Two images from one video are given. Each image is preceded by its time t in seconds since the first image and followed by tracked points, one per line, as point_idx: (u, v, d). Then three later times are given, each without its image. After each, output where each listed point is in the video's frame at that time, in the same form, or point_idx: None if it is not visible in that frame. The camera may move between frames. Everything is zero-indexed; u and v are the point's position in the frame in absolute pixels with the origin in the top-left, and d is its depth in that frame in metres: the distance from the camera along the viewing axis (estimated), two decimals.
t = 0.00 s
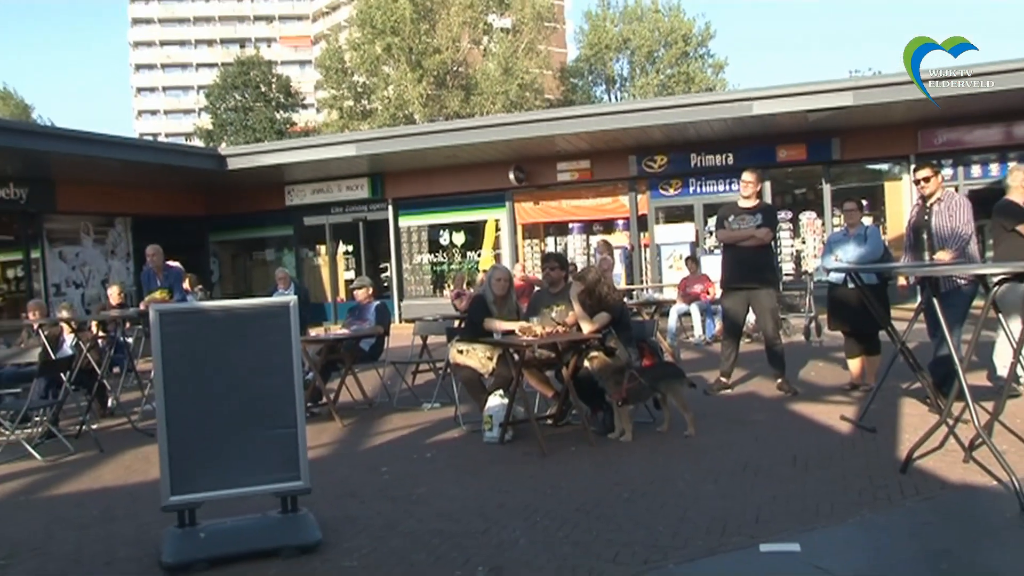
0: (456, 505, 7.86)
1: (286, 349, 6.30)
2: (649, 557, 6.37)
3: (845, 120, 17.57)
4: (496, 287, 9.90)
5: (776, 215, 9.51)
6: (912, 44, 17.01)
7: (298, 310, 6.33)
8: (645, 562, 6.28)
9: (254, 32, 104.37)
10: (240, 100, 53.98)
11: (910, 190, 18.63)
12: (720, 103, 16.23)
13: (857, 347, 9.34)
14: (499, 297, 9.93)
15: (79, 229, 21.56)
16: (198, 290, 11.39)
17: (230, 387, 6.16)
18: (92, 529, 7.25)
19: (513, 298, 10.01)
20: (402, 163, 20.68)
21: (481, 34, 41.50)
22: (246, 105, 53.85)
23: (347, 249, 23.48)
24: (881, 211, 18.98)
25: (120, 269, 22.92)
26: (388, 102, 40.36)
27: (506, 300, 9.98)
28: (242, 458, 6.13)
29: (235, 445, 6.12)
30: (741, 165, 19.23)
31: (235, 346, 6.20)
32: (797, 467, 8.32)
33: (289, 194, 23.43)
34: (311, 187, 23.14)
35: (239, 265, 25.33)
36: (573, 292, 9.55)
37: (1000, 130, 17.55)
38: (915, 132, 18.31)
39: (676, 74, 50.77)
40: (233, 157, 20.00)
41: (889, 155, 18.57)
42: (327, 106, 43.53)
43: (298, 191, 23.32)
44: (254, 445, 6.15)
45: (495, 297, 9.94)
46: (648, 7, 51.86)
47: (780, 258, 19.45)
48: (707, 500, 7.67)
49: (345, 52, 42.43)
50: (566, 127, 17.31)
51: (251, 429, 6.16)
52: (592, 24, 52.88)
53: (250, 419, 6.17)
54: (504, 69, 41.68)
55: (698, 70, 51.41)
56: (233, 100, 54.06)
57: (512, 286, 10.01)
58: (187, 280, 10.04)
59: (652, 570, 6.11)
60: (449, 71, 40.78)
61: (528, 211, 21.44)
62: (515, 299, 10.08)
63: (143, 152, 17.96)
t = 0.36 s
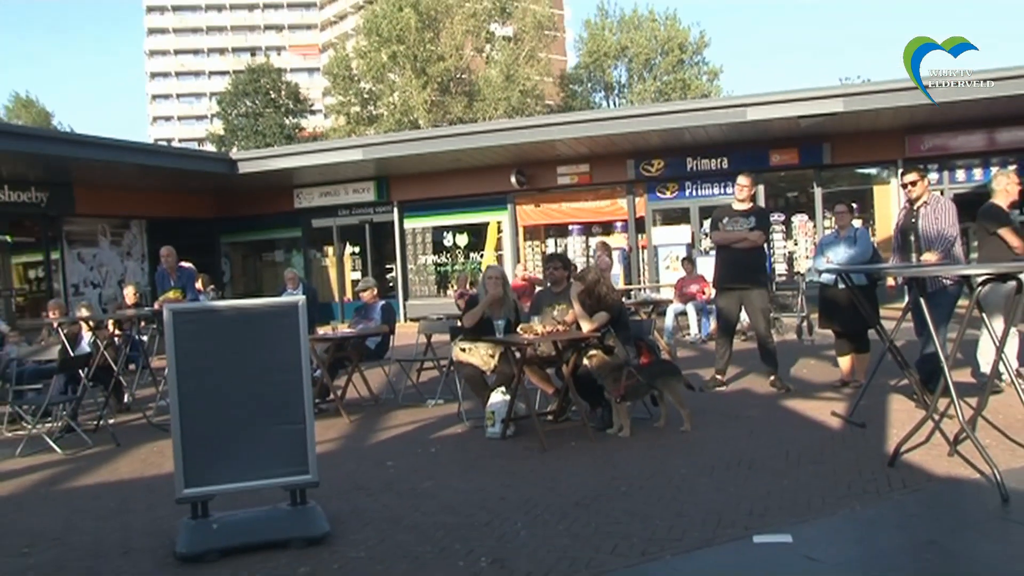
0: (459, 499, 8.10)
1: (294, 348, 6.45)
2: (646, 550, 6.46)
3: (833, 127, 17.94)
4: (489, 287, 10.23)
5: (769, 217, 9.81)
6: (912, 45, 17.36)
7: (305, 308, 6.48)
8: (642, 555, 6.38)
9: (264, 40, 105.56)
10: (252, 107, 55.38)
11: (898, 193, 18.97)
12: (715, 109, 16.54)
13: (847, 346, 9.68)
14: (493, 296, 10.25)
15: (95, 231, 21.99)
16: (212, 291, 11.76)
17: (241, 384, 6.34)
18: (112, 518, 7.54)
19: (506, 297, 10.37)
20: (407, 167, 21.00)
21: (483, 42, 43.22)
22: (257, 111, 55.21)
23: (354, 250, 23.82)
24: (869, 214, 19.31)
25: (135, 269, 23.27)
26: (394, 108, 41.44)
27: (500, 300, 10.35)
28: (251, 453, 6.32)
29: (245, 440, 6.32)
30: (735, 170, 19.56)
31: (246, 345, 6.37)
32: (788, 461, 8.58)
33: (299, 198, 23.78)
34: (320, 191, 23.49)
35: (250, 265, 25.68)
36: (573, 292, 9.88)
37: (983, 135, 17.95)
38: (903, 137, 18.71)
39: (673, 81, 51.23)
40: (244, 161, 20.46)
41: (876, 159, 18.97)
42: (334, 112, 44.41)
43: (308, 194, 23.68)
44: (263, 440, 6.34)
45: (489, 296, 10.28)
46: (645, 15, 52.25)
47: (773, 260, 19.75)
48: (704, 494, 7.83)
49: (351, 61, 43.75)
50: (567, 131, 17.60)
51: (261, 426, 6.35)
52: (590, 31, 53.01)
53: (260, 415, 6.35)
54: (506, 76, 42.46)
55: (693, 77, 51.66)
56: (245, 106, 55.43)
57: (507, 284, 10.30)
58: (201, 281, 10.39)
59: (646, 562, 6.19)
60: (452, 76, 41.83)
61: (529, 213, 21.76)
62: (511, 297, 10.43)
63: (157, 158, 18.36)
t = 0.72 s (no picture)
0: (463, 493, 8.39)
1: (302, 346, 6.68)
2: (644, 543, 6.70)
3: (829, 131, 18.22)
4: (479, 288, 10.49)
5: (763, 220, 10.10)
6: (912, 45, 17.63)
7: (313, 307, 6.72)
8: (639, 547, 6.62)
9: (269, 46, 106.20)
10: (262, 112, 55.68)
11: (888, 197, 19.25)
12: (713, 114, 16.84)
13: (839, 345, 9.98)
14: (486, 294, 10.52)
15: (110, 233, 22.31)
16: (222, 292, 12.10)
17: (250, 380, 6.56)
18: (129, 510, 7.84)
19: (499, 294, 10.67)
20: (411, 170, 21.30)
21: (486, 48, 43.23)
22: (267, 116, 55.56)
23: (359, 251, 24.16)
24: (861, 216, 19.63)
25: (149, 271, 23.45)
26: (399, 113, 41.81)
27: (493, 298, 10.66)
28: (261, 447, 6.53)
29: (255, 435, 6.53)
30: (731, 173, 19.84)
31: (255, 343, 6.60)
32: (782, 456, 8.83)
33: (305, 200, 24.07)
34: (326, 194, 23.77)
35: (258, 266, 25.98)
36: (573, 293, 10.13)
37: (968, 141, 18.40)
38: (892, 143, 19.02)
39: (671, 86, 51.65)
40: (254, 165, 20.67)
41: (864, 162, 19.30)
42: (340, 117, 44.73)
43: (313, 197, 23.96)
44: (272, 434, 6.55)
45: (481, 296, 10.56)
46: (644, 23, 52.70)
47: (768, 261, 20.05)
48: (699, 489, 8.07)
49: (358, 67, 43.81)
50: (569, 134, 17.88)
51: (270, 420, 6.56)
52: (588, 39, 53.44)
53: (269, 411, 6.56)
54: (507, 82, 42.84)
55: (689, 83, 52.43)
56: (254, 111, 55.83)
57: (497, 281, 10.57)
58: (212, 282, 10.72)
59: (644, 554, 6.42)
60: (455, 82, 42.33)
61: (530, 216, 22.06)
62: (503, 294, 10.73)
63: (170, 162, 18.64)
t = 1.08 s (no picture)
0: (467, 492, 8.41)
1: (307, 345, 6.70)
2: (647, 542, 6.72)
3: (832, 131, 18.22)
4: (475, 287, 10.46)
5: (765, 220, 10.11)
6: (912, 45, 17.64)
7: (317, 307, 6.74)
8: (643, 547, 6.63)
9: (273, 46, 106.35)
10: (266, 112, 55.69)
11: (891, 197, 19.25)
12: (715, 115, 16.86)
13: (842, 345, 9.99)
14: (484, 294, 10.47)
15: (115, 233, 22.38)
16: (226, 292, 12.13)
17: (255, 380, 6.59)
18: (134, 508, 7.87)
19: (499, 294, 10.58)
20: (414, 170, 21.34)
21: (489, 50, 43.73)
22: (270, 117, 55.70)
23: (362, 251, 24.21)
24: (863, 216, 19.65)
25: (153, 270, 23.59)
26: (403, 113, 41.89)
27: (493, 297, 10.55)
28: (265, 447, 6.56)
29: (260, 434, 6.56)
30: (734, 173, 19.85)
31: (260, 343, 6.62)
32: (786, 456, 8.84)
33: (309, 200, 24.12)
34: (329, 194, 23.81)
35: (263, 266, 26.01)
36: (576, 293, 10.10)
37: (971, 142, 18.39)
38: (896, 144, 19.02)
39: (673, 87, 51.67)
40: (258, 165, 20.74)
41: (869, 162, 19.28)
42: (344, 117, 44.75)
43: (317, 198, 24.01)
44: (276, 434, 6.58)
45: (479, 296, 10.54)
46: (646, 23, 52.71)
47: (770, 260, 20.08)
48: (702, 488, 8.09)
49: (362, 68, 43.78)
50: (572, 134, 17.91)
51: (275, 420, 6.58)
52: (592, 40, 53.45)
53: (274, 410, 6.59)
54: (510, 83, 42.80)
55: (691, 84, 52.37)
56: (259, 112, 55.88)
57: (497, 279, 10.50)
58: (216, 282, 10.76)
59: (648, 554, 6.44)
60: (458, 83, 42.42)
61: (533, 216, 22.08)
62: (504, 293, 10.64)
63: (174, 163, 18.67)
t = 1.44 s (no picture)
0: (488, 491, 8.42)
1: (329, 344, 6.71)
2: (668, 543, 6.71)
3: (856, 130, 18.12)
4: (495, 284, 10.59)
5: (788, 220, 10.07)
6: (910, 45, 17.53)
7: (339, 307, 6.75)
8: (664, 547, 6.62)
9: (296, 47, 106.75)
10: (288, 112, 55.90)
11: (915, 197, 19.15)
12: (737, 114, 16.79)
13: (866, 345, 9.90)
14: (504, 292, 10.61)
15: (139, 232, 22.55)
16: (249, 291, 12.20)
17: (278, 378, 6.62)
18: (158, 505, 7.94)
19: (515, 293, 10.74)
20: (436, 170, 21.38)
21: (510, 48, 43.52)
22: (293, 117, 55.92)
23: (384, 251, 24.27)
24: (887, 216, 19.52)
25: (177, 270, 23.78)
26: (424, 113, 41.97)
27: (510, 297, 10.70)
28: (288, 445, 6.58)
29: (283, 433, 6.59)
30: (756, 173, 19.77)
31: (283, 342, 6.65)
32: (809, 456, 8.79)
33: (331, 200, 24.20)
34: (351, 194, 23.89)
35: (285, 266, 26.10)
36: (598, 293, 10.14)
37: (999, 140, 18.19)
38: (921, 142, 18.88)
39: (696, 86, 51.51)
40: (280, 165, 20.84)
41: (893, 162, 19.14)
42: (365, 117, 44.83)
43: (339, 198, 24.09)
44: (299, 433, 6.61)
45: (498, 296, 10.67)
46: (668, 22, 52.57)
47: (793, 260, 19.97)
48: (724, 489, 8.07)
49: (383, 68, 43.81)
50: (592, 134, 17.90)
51: (297, 418, 6.61)
52: (613, 39, 53.33)
53: (296, 409, 6.62)
54: (532, 83, 42.87)
55: (713, 83, 52.25)
56: (281, 112, 56.07)
57: (514, 281, 10.70)
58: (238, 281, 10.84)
59: (669, 555, 6.43)
60: (480, 83, 42.50)
61: (555, 216, 22.07)
62: (520, 293, 10.78)
63: (197, 163, 18.76)
